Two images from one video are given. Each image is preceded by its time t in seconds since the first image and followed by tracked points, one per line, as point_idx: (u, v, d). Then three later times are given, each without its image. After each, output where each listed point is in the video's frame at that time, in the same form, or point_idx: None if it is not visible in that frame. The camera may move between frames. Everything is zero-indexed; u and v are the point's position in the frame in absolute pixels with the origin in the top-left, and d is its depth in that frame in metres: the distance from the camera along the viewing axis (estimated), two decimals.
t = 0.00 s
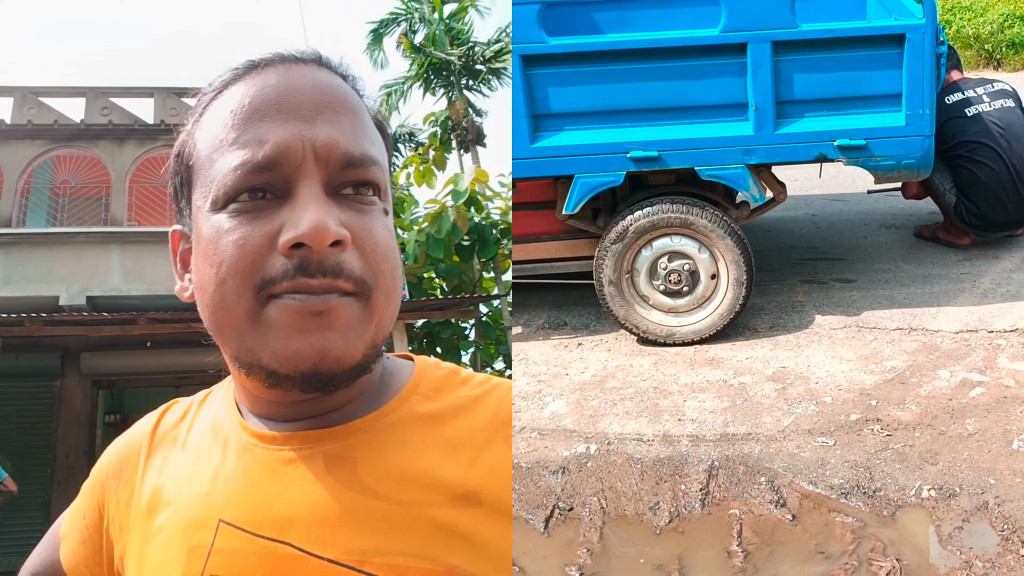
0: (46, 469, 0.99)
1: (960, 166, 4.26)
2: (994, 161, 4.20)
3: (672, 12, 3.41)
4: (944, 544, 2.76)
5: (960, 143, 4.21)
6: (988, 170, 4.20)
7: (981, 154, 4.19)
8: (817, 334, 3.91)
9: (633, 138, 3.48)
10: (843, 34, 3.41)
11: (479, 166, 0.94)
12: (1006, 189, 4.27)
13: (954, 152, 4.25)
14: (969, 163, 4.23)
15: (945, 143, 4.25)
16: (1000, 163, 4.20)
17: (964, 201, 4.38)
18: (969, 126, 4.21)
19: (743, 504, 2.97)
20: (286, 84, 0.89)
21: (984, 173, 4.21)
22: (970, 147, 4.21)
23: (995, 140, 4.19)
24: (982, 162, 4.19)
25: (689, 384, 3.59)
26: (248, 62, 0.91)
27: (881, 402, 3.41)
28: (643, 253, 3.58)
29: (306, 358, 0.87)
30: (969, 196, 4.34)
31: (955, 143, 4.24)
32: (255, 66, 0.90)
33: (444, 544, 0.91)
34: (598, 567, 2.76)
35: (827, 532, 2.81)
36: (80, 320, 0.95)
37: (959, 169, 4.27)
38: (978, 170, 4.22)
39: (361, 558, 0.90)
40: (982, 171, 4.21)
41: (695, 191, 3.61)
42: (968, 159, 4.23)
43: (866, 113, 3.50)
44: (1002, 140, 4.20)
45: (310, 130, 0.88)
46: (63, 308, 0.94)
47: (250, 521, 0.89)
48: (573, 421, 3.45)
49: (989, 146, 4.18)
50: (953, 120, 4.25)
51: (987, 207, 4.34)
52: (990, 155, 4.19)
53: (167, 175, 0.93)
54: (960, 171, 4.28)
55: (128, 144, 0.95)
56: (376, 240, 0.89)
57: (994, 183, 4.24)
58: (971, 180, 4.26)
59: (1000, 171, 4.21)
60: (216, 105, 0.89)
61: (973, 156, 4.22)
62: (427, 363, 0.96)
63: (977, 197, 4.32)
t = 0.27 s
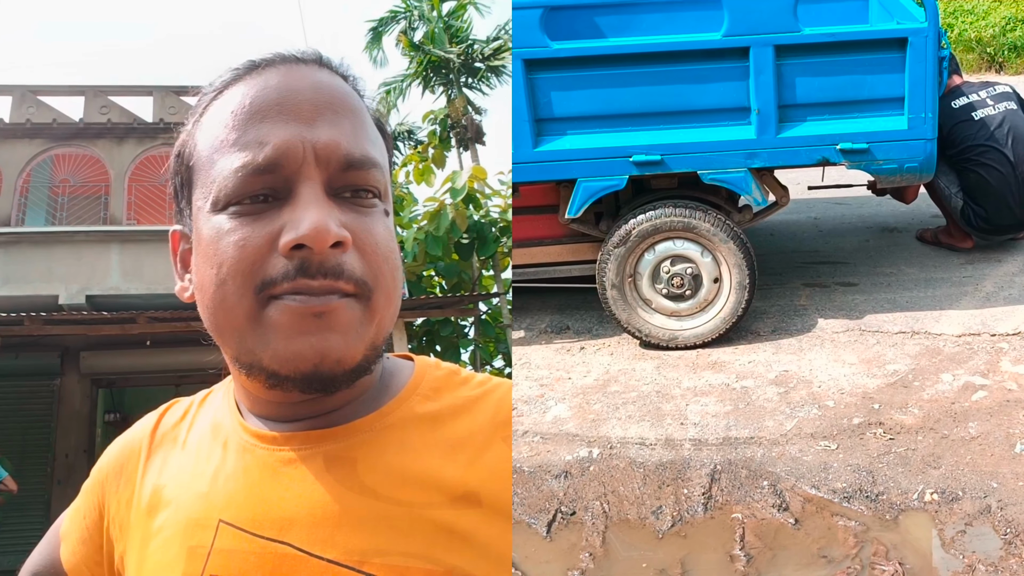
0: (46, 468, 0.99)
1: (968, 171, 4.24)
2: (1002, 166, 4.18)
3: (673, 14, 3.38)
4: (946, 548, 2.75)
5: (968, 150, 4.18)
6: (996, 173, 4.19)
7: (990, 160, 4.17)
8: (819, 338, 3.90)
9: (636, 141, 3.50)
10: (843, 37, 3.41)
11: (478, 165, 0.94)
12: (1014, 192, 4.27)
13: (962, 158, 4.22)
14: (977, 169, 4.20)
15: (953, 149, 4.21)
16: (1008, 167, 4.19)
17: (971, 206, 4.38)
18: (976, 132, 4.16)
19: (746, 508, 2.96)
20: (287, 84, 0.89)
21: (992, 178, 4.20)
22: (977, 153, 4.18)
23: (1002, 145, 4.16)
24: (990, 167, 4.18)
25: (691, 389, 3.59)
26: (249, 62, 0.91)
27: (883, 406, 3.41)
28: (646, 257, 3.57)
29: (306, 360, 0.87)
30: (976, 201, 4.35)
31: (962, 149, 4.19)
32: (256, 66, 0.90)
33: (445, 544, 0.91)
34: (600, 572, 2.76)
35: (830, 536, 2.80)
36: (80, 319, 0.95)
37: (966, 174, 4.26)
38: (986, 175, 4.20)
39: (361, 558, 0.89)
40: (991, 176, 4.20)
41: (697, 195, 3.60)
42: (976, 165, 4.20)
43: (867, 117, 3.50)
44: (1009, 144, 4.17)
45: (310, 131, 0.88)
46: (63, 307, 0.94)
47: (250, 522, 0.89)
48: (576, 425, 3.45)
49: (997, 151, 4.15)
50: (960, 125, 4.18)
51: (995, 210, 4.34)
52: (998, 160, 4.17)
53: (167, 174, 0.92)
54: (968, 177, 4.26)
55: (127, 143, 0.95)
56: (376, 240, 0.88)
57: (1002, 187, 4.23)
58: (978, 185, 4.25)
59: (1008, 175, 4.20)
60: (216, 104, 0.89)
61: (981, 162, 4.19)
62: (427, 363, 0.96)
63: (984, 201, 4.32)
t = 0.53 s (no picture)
0: (48, 464, 0.99)
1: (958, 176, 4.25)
2: (992, 170, 4.18)
3: (671, 19, 3.40)
4: (944, 552, 2.75)
5: (957, 155, 4.20)
6: (986, 178, 4.19)
7: (980, 164, 4.17)
8: (816, 342, 3.91)
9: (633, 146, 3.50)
10: (841, 42, 3.42)
11: (481, 162, 0.94)
12: (1005, 197, 4.26)
13: (951, 163, 4.24)
14: (966, 173, 4.21)
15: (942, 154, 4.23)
16: (999, 172, 4.19)
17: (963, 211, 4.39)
18: (966, 137, 4.17)
19: (743, 512, 2.96)
20: (288, 84, 0.90)
21: (983, 183, 4.21)
22: (967, 158, 4.19)
23: (992, 150, 4.16)
24: (980, 172, 4.18)
25: (689, 393, 3.59)
26: (250, 61, 0.91)
27: (881, 410, 3.41)
28: (643, 261, 3.58)
29: (308, 359, 0.87)
30: (967, 206, 4.35)
31: (951, 154, 4.21)
32: (257, 66, 0.91)
33: (446, 543, 0.91)
34: None
35: (827, 541, 2.80)
36: (82, 317, 0.95)
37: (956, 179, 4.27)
38: (976, 180, 4.21)
39: (362, 557, 0.90)
40: (981, 181, 4.20)
41: (694, 200, 3.61)
42: (966, 170, 4.21)
43: (863, 122, 3.51)
44: (999, 149, 4.18)
45: (311, 130, 0.88)
46: (65, 305, 0.94)
47: (252, 521, 0.89)
48: (573, 430, 3.45)
49: (986, 156, 4.16)
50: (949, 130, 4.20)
51: (987, 215, 4.35)
52: (988, 165, 4.17)
53: (168, 172, 0.93)
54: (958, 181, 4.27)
55: (129, 141, 0.95)
56: (377, 240, 0.89)
57: (993, 192, 4.24)
58: (968, 190, 4.26)
59: (999, 179, 4.20)
60: (218, 104, 0.90)
61: (971, 166, 4.20)
62: (428, 362, 0.96)
63: (976, 206, 4.33)
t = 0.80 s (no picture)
0: (50, 465, 1.00)
1: (950, 179, 4.29)
2: (984, 172, 4.20)
3: (664, 22, 3.42)
4: (939, 554, 2.76)
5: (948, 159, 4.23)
6: (978, 180, 4.22)
7: (971, 167, 4.21)
8: (812, 344, 3.92)
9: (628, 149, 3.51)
10: (835, 44, 3.43)
11: (482, 160, 0.94)
12: (999, 197, 4.28)
13: (944, 166, 4.27)
14: (959, 176, 4.25)
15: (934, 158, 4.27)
16: (990, 173, 4.21)
17: (959, 213, 4.42)
18: (955, 140, 4.19)
19: (739, 515, 2.96)
20: (287, 83, 0.90)
21: (975, 184, 4.24)
22: (958, 161, 4.22)
23: (982, 151, 4.18)
24: (972, 174, 4.22)
25: (684, 396, 3.59)
26: (249, 61, 0.91)
27: (876, 412, 3.42)
28: (638, 263, 3.59)
29: (307, 359, 0.87)
30: (963, 208, 4.38)
31: (942, 158, 4.25)
32: (256, 64, 0.91)
33: (445, 544, 0.91)
34: None
35: (823, 543, 2.81)
36: (84, 316, 0.95)
37: (950, 182, 4.31)
38: (968, 182, 4.24)
39: (361, 557, 0.90)
40: (973, 183, 4.24)
41: (688, 203, 3.61)
42: (958, 172, 4.25)
43: (858, 124, 3.52)
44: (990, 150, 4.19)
45: (310, 130, 0.88)
46: (67, 304, 0.95)
47: (251, 521, 0.89)
48: (568, 432, 3.46)
49: (977, 158, 4.18)
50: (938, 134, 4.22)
51: (983, 216, 4.36)
52: (979, 166, 4.20)
53: (167, 171, 0.93)
54: (951, 184, 4.31)
55: (130, 140, 0.95)
56: (376, 239, 0.89)
57: (986, 193, 4.26)
58: (962, 192, 4.30)
59: (991, 180, 4.22)
60: (217, 103, 0.90)
61: (962, 169, 4.23)
62: (428, 362, 0.96)
63: (971, 208, 4.35)
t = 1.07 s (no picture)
0: (52, 466, 1.00)
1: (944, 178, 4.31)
2: (976, 169, 4.22)
3: (660, 19, 3.42)
4: (934, 551, 2.77)
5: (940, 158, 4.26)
6: (970, 177, 4.24)
7: (964, 165, 4.23)
8: (807, 342, 3.93)
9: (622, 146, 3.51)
10: (830, 42, 3.45)
11: (483, 160, 0.94)
12: (993, 195, 4.28)
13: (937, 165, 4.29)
14: (952, 175, 4.27)
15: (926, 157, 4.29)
16: (983, 171, 4.22)
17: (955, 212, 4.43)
18: (946, 139, 4.20)
19: (733, 512, 2.97)
20: (288, 83, 0.90)
21: (968, 182, 4.25)
22: (950, 159, 4.25)
23: (974, 149, 4.19)
24: (965, 172, 4.24)
25: (679, 394, 3.60)
26: (250, 60, 0.91)
27: (871, 410, 3.43)
28: (633, 262, 3.59)
29: (307, 359, 0.88)
30: (958, 206, 4.40)
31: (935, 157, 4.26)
32: (257, 64, 0.91)
33: (445, 544, 0.92)
34: None
35: (818, 540, 2.82)
36: (86, 317, 0.95)
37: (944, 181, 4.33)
38: (962, 180, 4.26)
39: (362, 557, 0.90)
40: (966, 181, 4.25)
41: (682, 200, 3.62)
42: (951, 171, 4.27)
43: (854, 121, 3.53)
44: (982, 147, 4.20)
45: (311, 130, 0.88)
46: (68, 306, 0.95)
47: (252, 521, 0.89)
48: (563, 430, 3.47)
49: (969, 156, 4.20)
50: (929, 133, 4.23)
51: (978, 214, 4.37)
52: (971, 164, 4.22)
53: (168, 172, 0.93)
54: (945, 182, 4.33)
55: (131, 142, 0.95)
56: (377, 240, 0.89)
57: (980, 191, 4.28)
58: (956, 190, 4.32)
59: (984, 178, 4.23)
60: (217, 102, 0.90)
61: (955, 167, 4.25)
62: (428, 362, 0.96)
63: (966, 206, 4.37)
